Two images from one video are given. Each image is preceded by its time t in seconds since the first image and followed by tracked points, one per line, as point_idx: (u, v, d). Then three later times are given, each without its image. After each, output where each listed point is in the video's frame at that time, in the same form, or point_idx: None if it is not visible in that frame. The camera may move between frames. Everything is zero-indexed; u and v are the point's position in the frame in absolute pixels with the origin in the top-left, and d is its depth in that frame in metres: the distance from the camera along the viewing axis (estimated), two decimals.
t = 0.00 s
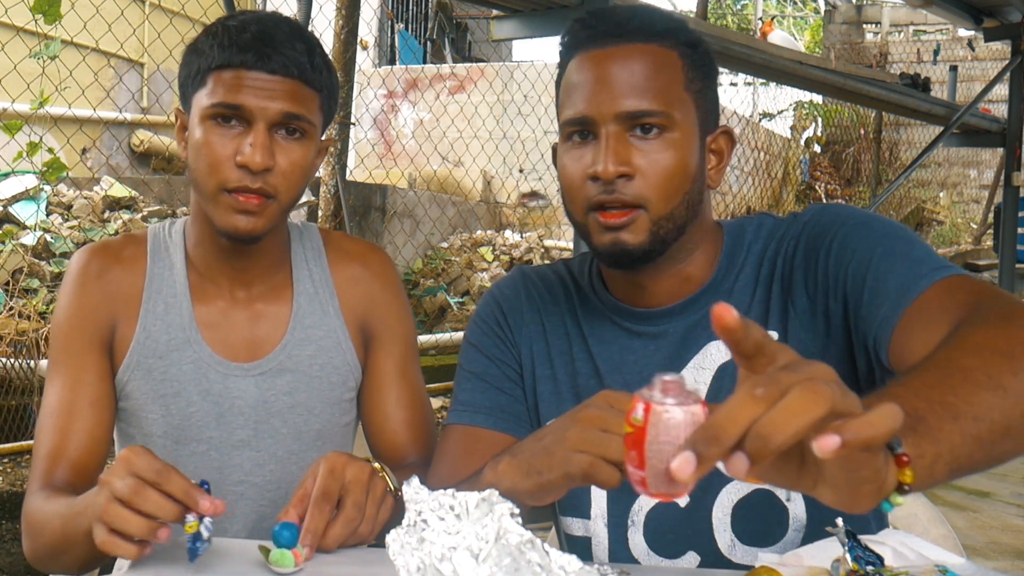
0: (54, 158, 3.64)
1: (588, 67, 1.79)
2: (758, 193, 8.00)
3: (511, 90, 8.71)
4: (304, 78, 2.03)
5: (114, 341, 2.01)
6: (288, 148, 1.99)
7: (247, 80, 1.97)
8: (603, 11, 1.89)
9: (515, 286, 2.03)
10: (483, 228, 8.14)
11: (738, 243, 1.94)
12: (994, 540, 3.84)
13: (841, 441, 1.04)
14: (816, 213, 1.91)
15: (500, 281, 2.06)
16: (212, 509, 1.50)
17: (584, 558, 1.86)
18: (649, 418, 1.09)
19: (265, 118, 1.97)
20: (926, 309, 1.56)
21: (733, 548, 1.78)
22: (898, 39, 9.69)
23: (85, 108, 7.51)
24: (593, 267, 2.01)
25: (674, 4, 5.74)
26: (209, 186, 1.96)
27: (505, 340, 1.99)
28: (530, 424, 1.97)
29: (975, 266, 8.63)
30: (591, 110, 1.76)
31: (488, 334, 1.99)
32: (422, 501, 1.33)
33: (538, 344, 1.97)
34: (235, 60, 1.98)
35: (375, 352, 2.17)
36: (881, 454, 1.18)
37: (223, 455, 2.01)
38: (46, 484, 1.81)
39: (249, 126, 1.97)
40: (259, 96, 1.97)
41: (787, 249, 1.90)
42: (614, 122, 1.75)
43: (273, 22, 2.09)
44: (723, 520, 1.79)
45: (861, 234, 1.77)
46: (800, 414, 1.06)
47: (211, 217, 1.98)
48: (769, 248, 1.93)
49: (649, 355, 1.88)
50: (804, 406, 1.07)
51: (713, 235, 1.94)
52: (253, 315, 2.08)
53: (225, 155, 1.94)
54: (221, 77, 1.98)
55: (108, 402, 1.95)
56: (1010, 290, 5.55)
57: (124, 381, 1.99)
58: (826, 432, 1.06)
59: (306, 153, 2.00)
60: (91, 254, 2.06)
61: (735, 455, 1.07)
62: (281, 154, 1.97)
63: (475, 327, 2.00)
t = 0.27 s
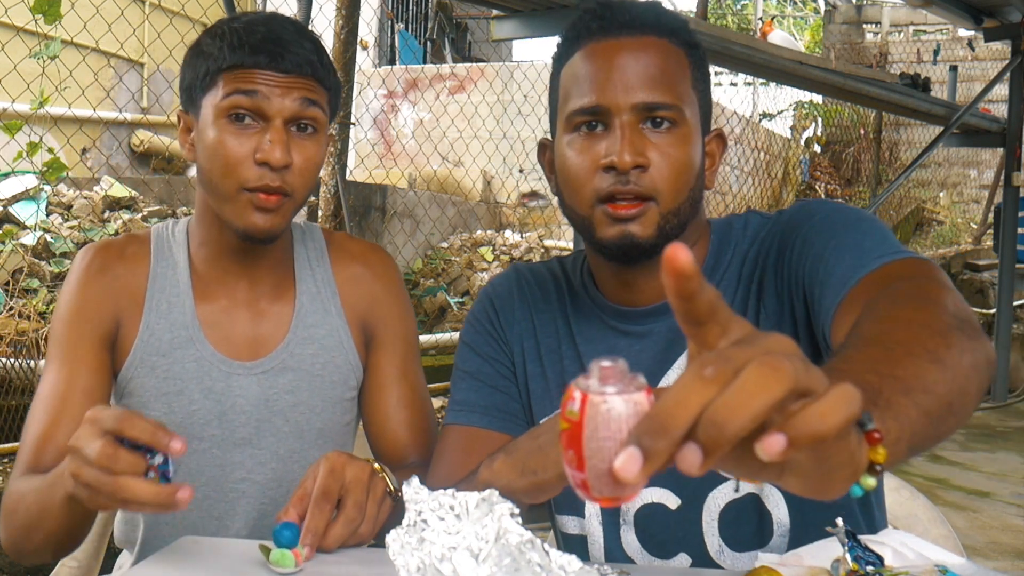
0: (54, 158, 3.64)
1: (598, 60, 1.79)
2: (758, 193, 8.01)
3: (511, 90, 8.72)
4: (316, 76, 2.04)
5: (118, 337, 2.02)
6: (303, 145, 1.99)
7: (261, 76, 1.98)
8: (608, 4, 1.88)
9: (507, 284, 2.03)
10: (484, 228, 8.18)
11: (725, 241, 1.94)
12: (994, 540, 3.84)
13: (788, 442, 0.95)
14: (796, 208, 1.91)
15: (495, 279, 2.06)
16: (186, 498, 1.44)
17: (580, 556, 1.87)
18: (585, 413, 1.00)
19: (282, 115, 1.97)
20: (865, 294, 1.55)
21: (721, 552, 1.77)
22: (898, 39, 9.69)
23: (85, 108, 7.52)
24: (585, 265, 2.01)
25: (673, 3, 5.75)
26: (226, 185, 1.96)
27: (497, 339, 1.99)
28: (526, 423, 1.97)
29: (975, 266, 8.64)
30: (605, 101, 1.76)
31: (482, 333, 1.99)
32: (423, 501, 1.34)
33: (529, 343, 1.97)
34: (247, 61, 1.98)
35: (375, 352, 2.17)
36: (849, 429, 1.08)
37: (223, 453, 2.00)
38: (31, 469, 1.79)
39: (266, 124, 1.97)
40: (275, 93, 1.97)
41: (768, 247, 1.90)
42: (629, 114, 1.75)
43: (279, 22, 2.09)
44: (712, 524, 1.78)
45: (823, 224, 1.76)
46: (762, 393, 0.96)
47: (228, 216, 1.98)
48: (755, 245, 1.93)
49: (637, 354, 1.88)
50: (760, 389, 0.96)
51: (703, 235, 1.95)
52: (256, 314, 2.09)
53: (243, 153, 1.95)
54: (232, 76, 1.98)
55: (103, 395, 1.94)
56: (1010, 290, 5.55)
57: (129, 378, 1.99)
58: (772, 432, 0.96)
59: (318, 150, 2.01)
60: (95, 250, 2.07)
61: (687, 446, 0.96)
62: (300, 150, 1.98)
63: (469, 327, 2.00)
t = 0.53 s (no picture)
0: (54, 158, 3.64)
1: (593, 58, 1.79)
2: (758, 193, 8.01)
3: (511, 90, 8.72)
4: (304, 72, 2.03)
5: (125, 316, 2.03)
6: (295, 143, 1.99)
7: (249, 76, 1.97)
8: (606, 3, 1.88)
9: (506, 284, 2.03)
10: (484, 228, 8.20)
11: (721, 241, 1.95)
12: (994, 540, 3.84)
13: (783, 458, 0.94)
14: (790, 209, 1.91)
15: (493, 279, 2.06)
16: (256, 344, 1.29)
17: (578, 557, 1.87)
18: (569, 440, 1.01)
19: (273, 115, 1.97)
20: (844, 289, 1.54)
21: (718, 555, 1.77)
22: (898, 39, 9.69)
23: (85, 108, 7.52)
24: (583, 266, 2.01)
25: (673, 4, 5.74)
26: (222, 185, 1.97)
27: (495, 340, 1.99)
28: (524, 423, 1.97)
29: (975, 266, 8.64)
30: (600, 101, 1.76)
31: (479, 334, 2.00)
32: (423, 501, 1.33)
33: (525, 343, 1.97)
34: (233, 63, 1.97)
35: (372, 352, 2.17)
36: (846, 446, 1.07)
37: (223, 450, 2.00)
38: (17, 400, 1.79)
39: (258, 125, 1.97)
40: (264, 92, 1.97)
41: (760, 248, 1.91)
42: (623, 114, 1.75)
43: (265, 20, 2.07)
44: (708, 528, 1.78)
45: (810, 225, 1.76)
46: (748, 412, 0.96)
47: (225, 215, 1.99)
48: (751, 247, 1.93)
49: (632, 355, 1.87)
50: (753, 403, 0.96)
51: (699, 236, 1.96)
52: (256, 312, 2.09)
53: (236, 154, 1.95)
54: (219, 80, 1.98)
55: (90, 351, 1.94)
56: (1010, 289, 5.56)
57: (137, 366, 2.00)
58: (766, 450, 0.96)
59: (310, 146, 2.01)
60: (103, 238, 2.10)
61: (676, 471, 0.96)
62: (292, 149, 1.97)
63: (467, 328, 2.01)
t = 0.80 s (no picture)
0: (54, 158, 3.64)
1: (594, 56, 1.80)
2: (758, 193, 8.01)
3: (511, 90, 8.72)
4: (291, 66, 2.03)
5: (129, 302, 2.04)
6: (288, 138, 1.99)
7: (239, 75, 1.97)
8: (607, 3, 1.89)
9: (507, 284, 2.03)
10: (484, 228, 8.21)
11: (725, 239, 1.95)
12: (994, 540, 3.84)
13: (764, 444, 0.95)
14: (794, 207, 1.91)
15: (493, 280, 2.06)
16: (169, 252, 1.26)
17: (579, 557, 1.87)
18: (556, 416, 1.01)
19: (264, 111, 1.97)
20: (849, 289, 1.54)
21: (721, 552, 1.77)
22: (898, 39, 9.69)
23: (86, 108, 7.52)
24: (585, 266, 2.00)
25: (673, 4, 5.75)
26: (215, 184, 1.96)
27: (497, 339, 1.99)
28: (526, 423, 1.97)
29: (975, 266, 8.64)
30: (602, 97, 1.76)
31: (481, 334, 2.00)
32: (423, 501, 1.33)
33: (527, 342, 1.97)
34: (222, 62, 1.98)
35: (369, 350, 2.17)
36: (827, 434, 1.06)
37: (224, 448, 1.99)
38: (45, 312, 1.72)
39: (250, 121, 1.97)
40: (253, 88, 1.97)
41: (765, 245, 1.90)
42: (624, 109, 1.75)
43: (253, 18, 2.07)
44: (711, 525, 1.78)
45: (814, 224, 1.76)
46: (737, 398, 0.97)
47: (222, 213, 1.98)
48: (754, 244, 1.93)
49: (634, 353, 1.87)
50: (734, 394, 0.97)
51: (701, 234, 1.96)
52: (255, 310, 2.09)
53: (228, 151, 1.94)
54: (211, 79, 1.98)
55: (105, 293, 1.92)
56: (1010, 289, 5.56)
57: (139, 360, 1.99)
58: (747, 436, 0.97)
59: (304, 140, 2.01)
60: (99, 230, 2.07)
61: (658, 454, 0.96)
62: (284, 144, 1.98)
63: (470, 328, 2.00)
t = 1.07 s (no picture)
0: (54, 158, 3.63)
1: (600, 59, 1.80)
2: (758, 193, 8.01)
3: (511, 90, 8.72)
4: (294, 69, 2.03)
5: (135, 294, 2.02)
6: (290, 142, 1.99)
7: (240, 78, 1.97)
8: (611, 5, 1.89)
9: (509, 284, 2.03)
10: (484, 228, 8.21)
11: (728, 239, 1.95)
12: (994, 540, 3.84)
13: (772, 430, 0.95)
14: (797, 207, 1.91)
15: (495, 280, 2.06)
16: (148, 247, 1.30)
17: (581, 557, 1.87)
18: (569, 407, 0.99)
19: (266, 113, 1.97)
20: (856, 288, 1.54)
21: (724, 551, 1.77)
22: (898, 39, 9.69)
23: (86, 108, 7.52)
24: (586, 267, 2.00)
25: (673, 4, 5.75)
26: (217, 185, 1.96)
27: (499, 339, 1.99)
28: (528, 423, 1.97)
29: (975, 266, 8.63)
30: (607, 99, 1.76)
31: (483, 335, 1.99)
32: (423, 501, 1.33)
33: (529, 342, 1.97)
34: (223, 66, 1.97)
35: (368, 348, 2.17)
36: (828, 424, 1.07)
37: (225, 448, 1.99)
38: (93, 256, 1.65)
39: (252, 123, 1.97)
40: (255, 89, 1.97)
41: (769, 243, 1.91)
42: (630, 112, 1.75)
43: (254, 20, 2.07)
44: (714, 523, 1.78)
45: (818, 223, 1.76)
46: (742, 387, 0.96)
47: (224, 215, 1.98)
48: (757, 244, 1.93)
49: (639, 353, 1.87)
50: (744, 379, 0.96)
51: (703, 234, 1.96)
52: (255, 311, 2.09)
53: (230, 153, 1.94)
54: (212, 83, 1.97)
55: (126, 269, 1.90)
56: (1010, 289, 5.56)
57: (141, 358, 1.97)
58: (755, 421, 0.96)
59: (307, 143, 2.02)
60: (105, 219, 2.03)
61: (669, 442, 0.96)
62: (287, 146, 1.98)
63: (471, 330, 2.00)
